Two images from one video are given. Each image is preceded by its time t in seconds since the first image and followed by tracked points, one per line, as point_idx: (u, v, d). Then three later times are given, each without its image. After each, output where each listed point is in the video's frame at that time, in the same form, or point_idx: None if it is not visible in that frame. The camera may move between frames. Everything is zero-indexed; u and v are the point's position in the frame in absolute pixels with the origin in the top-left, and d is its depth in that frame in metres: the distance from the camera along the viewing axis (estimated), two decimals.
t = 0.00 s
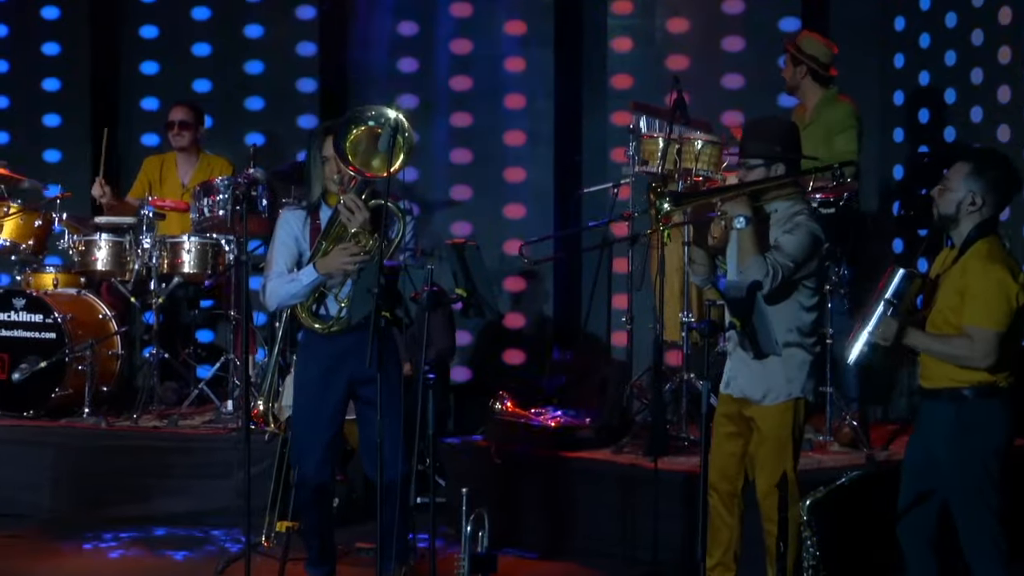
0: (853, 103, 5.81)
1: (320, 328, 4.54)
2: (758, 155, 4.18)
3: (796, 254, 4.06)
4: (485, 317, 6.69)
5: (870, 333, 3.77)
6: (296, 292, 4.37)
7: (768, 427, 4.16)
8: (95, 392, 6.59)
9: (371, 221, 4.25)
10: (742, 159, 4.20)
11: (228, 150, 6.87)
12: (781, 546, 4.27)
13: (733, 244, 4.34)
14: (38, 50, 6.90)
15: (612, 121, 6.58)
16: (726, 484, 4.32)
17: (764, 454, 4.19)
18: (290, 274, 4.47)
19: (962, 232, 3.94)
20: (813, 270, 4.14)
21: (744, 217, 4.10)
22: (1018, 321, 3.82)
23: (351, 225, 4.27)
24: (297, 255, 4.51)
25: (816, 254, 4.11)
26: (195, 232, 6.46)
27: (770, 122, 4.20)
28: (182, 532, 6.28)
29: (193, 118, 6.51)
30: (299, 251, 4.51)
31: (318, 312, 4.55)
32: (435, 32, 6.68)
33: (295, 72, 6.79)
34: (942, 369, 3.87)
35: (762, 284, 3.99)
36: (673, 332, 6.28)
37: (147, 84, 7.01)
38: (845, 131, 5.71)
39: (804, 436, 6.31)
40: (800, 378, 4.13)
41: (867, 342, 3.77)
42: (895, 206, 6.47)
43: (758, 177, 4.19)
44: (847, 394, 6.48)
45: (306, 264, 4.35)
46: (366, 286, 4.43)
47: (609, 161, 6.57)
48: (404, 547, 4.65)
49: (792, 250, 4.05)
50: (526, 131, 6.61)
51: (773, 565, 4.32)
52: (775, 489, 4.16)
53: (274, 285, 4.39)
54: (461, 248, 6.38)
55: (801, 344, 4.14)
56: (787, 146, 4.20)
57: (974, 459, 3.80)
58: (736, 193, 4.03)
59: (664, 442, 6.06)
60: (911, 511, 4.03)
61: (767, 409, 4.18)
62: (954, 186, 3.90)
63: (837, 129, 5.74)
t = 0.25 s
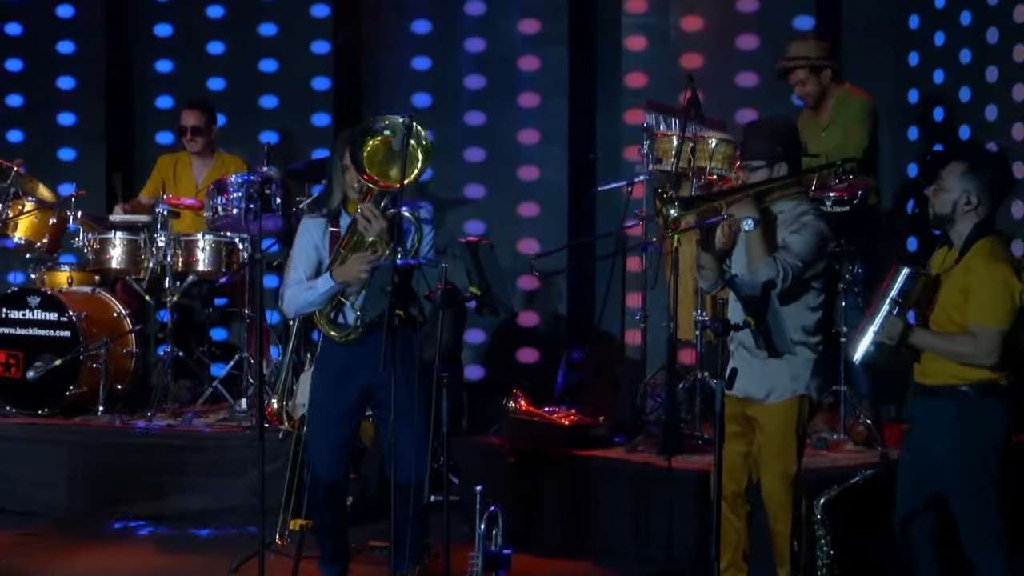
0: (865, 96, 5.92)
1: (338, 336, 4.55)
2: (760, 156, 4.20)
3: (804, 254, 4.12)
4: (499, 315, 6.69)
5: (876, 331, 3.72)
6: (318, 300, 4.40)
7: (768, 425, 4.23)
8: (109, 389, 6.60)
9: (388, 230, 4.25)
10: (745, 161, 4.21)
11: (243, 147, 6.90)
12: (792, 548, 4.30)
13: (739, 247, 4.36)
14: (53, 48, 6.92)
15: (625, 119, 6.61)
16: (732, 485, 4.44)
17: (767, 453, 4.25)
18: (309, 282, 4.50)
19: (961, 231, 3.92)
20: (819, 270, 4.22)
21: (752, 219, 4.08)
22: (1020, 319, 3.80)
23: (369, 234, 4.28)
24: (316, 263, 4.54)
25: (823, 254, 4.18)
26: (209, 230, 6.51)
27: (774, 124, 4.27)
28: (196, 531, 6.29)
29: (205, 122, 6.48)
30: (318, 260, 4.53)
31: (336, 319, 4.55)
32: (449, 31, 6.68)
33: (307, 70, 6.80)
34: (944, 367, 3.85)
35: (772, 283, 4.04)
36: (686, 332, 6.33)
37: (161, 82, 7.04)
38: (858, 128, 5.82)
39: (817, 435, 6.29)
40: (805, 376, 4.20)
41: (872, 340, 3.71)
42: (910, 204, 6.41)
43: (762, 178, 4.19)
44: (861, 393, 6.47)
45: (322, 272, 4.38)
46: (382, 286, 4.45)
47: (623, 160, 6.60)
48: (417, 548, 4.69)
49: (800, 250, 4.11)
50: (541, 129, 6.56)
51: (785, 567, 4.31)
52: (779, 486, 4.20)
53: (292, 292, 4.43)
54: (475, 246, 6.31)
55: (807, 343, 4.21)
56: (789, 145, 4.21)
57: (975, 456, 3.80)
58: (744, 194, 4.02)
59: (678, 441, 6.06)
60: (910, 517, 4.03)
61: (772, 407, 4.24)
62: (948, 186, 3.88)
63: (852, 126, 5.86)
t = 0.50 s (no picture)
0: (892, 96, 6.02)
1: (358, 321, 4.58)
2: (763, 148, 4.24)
3: (807, 245, 4.18)
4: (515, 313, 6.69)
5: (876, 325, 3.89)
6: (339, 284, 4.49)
7: (773, 421, 4.27)
8: (126, 386, 6.60)
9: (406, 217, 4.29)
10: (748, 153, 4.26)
11: (259, 145, 6.91)
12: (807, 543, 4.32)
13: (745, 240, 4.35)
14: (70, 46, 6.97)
15: (642, 117, 6.61)
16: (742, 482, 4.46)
17: (775, 449, 4.28)
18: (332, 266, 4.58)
19: (956, 221, 4.00)
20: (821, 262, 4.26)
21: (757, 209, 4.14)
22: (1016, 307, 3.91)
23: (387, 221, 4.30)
24: (341, 247, 4.62)
25: (824, 245, 4.24)
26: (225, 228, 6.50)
27: (779, 121, 4.35)
28: (212, 528, 6.30)
29: (222, 113, 6.53)
30: (342, 244, 4.61)
31: (358, 305, 4.59)
32: (465, 28, 6.68)
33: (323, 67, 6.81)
34: (945, 357, 3.94)
35: (776, 275, 4.09)
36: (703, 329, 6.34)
37: (177, 80, 7.05)
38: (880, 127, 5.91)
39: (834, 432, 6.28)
40: (812, 370, 4.23)
41: (874, 334, 3.89)
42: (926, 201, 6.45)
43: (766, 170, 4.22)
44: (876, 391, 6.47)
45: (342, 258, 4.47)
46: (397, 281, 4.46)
47: (639, 157, 6.59)
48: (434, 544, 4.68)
49: (802, 242, 4.17)
50: (557, 126, 6.56)
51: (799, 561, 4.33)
52: (790, 479, 4.24)
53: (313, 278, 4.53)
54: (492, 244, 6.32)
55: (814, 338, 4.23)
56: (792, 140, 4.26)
57: (974, 451, 3.89)
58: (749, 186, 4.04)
59: (695, 438, 6.07)
60: (935, 519, 4.08)
61: (780, 402, 4.26)
62: (949, 178, 3.96)
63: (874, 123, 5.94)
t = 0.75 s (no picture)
0: (921, 95, 5.96)
1: (376, 323, 4.61)
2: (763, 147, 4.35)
3: (812, 242, 4.25)
4: (529, 311, 6.69)
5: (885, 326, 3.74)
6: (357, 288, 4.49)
7: (777, 418, 4.33)
8: (141, 384, 6.61)
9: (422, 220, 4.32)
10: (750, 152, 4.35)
11: (274, 143, 6.92)
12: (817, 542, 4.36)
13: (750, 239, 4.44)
14: (85, 44, 7.00)
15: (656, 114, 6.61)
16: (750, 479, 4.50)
17: (779, 447, 4.32)
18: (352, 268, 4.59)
19: (957, 223, 3.95)
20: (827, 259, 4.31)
21: (762, 207, 4.19)
22: None
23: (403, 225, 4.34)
24: (360, 250, 4.60)
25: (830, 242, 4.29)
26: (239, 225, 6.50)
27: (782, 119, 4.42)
28: (226, 526, 6.30)
29: (237, 113, 6.52)
30: (362, 246, 4.60)
31: (376, 307, 4.60)
32: (478, 25, 6.69)
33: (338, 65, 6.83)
34: (957, 357, 3.86)
35: (783, 271, 4.15)
36: (717, 326, 6.35)
37: (192, 78, 7.06)
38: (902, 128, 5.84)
39: (849, 430, 6.26)
40: (816, 367, 4.29)
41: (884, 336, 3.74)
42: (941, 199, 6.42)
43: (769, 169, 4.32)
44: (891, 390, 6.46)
45: (360, 262, 4.47)
46: (411, 281, 4.46)
47: (653, 155, 6.59)
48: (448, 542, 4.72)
49: (808, 239, 4.24)
50: (571, 124, 6.56)
51: (809, 558, 4.35)
52: (795, 476, 4.28)
53: (330, 280, 4.53)
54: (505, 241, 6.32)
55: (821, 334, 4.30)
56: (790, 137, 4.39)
57: (988, 450, 3.82)
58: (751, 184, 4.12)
59: (709, 436, 6.07)
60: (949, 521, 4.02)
61: (783, 399, 4.31)
62: (945, 178, 3.91)
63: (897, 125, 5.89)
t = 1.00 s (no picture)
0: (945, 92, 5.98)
1: (391, 314, 4.59)
2: (767, 145, 4.33)
3: (820, 235, 4.25)
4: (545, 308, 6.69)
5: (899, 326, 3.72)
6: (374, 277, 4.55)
7: (786, 417, 4.32)
8: (156, 382, 6.62)
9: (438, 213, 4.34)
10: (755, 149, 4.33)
11: (290, 141, 6.93)
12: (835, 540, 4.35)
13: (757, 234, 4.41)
14: (100, 42, 7.00)
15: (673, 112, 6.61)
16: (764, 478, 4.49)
17: (789, 446, 4.32)
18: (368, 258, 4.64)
19: (974, 221, 3.93)
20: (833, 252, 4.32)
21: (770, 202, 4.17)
22: None
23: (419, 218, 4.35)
24: (377, 241, 4.66)
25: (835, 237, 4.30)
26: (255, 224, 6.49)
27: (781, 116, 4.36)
28: (241, 524, 6.31)
29: (254, 110, 6.55)
30: (378, 238, 4.65)
31: (390, 298, 4.59)
32: (494, 24, 6.69)
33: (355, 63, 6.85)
34: (976, 356, 3.84)
35: (794, 265, 4.16)
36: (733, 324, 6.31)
37: (208, 76, 7.07)
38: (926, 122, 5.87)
39: (864, 429, 6.25)
40: (824, 362, 4.30)
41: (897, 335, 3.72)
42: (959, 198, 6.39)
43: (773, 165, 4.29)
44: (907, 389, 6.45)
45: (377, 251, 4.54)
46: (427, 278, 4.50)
47: (669, 153, 6.58)
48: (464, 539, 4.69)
49: (816, 232, 4.24)
50: (586, 122, 6.55)
51: (822, 557, 4.32)
52: (805, 474, 4.28)
53: (346, 270, 4.61)
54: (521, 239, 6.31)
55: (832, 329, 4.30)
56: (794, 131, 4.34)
57: (1004, 446, 3.83)
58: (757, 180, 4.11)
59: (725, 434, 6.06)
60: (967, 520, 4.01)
61: (791, 395, 4.31)
62: (962, 175, 3.90)
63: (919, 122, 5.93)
